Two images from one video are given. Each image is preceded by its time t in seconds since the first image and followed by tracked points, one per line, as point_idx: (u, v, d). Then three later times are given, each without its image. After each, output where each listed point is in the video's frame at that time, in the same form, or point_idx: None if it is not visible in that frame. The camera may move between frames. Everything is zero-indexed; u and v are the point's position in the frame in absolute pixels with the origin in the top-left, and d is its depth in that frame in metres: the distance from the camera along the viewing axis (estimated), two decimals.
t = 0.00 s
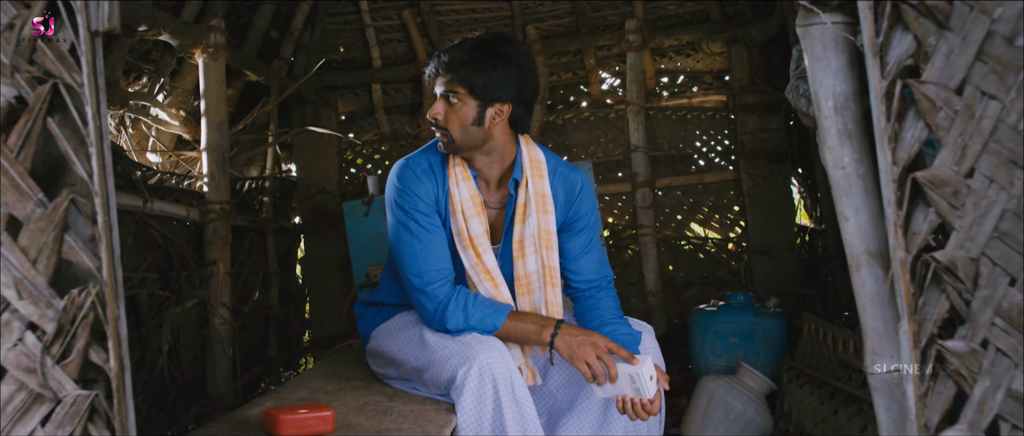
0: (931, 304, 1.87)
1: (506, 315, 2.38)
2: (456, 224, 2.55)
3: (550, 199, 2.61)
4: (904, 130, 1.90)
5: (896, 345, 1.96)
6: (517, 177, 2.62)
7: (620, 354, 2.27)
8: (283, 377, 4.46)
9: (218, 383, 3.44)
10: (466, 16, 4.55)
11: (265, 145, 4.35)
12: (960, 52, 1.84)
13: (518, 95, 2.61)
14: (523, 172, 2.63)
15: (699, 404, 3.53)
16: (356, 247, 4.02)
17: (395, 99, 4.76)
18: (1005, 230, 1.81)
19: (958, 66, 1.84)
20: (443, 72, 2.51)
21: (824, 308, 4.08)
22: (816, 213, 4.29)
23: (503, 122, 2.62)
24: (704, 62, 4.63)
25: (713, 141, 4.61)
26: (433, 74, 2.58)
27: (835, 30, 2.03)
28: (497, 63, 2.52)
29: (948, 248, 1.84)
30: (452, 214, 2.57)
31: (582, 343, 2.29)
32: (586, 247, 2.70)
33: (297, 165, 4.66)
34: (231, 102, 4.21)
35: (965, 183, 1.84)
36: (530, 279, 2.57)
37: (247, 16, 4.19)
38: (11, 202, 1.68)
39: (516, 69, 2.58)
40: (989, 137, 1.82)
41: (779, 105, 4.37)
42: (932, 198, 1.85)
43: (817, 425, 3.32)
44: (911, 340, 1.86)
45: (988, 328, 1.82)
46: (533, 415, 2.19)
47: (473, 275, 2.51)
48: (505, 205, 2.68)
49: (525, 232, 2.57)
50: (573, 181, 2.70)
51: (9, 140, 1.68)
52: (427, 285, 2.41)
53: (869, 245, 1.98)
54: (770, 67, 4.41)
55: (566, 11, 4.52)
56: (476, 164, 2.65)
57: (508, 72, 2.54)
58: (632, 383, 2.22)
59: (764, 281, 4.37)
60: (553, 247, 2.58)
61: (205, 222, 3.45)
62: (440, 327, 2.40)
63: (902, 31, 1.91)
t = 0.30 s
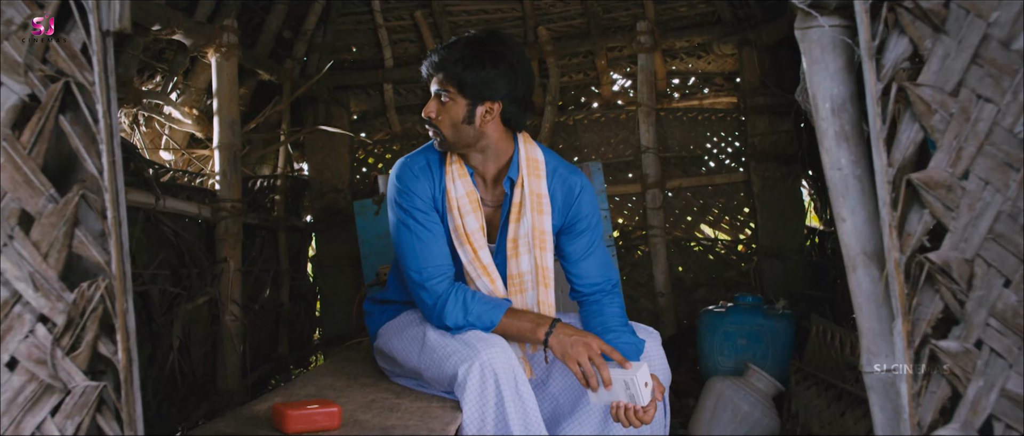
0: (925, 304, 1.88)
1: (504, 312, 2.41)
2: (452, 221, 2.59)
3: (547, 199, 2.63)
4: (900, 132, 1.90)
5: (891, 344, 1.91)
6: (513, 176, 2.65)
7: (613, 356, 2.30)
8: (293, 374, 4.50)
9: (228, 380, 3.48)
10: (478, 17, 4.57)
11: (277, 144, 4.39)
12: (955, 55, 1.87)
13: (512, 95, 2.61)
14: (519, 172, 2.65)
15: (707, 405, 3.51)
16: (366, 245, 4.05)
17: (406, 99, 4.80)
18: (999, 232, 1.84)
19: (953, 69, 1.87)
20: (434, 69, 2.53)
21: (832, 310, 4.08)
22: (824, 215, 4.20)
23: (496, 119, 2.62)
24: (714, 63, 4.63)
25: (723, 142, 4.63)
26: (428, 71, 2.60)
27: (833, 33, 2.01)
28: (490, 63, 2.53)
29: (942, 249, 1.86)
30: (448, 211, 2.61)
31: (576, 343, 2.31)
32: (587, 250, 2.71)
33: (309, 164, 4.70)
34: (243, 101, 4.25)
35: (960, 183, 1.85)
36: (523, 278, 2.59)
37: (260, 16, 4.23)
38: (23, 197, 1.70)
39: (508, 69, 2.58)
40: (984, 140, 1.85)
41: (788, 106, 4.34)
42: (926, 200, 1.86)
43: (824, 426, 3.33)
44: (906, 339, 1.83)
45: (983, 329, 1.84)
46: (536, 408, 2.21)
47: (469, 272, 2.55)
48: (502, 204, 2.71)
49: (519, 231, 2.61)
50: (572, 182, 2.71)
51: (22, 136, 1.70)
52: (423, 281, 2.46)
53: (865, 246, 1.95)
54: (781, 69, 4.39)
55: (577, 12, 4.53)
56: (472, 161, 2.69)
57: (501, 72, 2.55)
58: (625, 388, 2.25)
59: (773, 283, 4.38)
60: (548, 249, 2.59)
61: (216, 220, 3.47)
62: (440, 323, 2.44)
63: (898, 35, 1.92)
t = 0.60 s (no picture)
0: (909, 296, 1.87)
1: (503, 304, 2.42)
2: (452, 213, 2.61)
3: (547, 193, 2.64)
4: (885, 126, 1.88)
5: (876, 335, 1.94)
6: (513, 169, 2.67)
7: (611, 349, 2.31)
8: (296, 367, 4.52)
9: (231, 372, 3.50)
10: (481, 12, 4.59)
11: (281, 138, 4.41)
12: (942, 51, 1.84)
13: (511, 89, 2.62)
14: (519, 165, 2.67)
15: (706, 400, 3.56)
16: (369, 239, 4.08)
17: (410, 94, 4.81)
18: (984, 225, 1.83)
19: (939, 65, 1.85)
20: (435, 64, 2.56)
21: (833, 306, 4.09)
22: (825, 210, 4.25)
23: (495, 113, 2.64)
24: (717, 59, 4.62)
25: (726, 138, 4.63)
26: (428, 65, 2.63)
27: (820, 28, 1.98)
28: (489, 58, 2.55)
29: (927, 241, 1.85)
30: (448, 204, 2.63)
31: (573, 336, 2.32)
32: (587, 244, 2.73)
33: (313, 158, 4.72)
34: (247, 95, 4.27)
35: (946, 177, 1.84)
36: (524, 272, 2.62)
37: (263, 11, 4.24)
38: (25, 187, 1.71)
39: (507, 63, 2.60)
40: (970, 134, 1.83)
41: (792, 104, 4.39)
42: (911, 193, 1.86)
43: (823, 421, 3.35)
44: (890, 331, 1.85)
45: (967, 320, 1.83)
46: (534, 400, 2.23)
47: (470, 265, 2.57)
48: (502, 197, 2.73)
49: (520, 225, 2.63)
50: (573, 177, 2.72)
51: (23, 128, 1.71)
52: (423, 274, 2.49)
53: (852, 239, 1.96)
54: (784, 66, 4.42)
55: (581, 7, 4.52)
56: (472, 154, 2.70)
57: (499, 67, 2.56)
58: (620, 381, 2.25)
59: (775, 278, 4.40)
60: (548, 242, 2.61)
61: (219, 213, 3.51)
62: (440, 316, 2.46)
63: (885, 30, 1.88)
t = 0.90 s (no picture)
0: (898, 291, 1.88)
1: (506, 299, 2.44)
2: (457, 210, 2.62)
3: (551, 189, 2.66)
4: (876, 123, 1.90)
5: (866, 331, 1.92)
6: (517, 166, 2.69)
7: (613, 346, 2.32)
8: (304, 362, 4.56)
9: (238, 366, 3.53)
10: (490, 8, 4.60)
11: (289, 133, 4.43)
12: (931, 49, 1.87)
13: (516, 86, 2.64)
14: (523, 162, 2.68)
15: (712, 396, 3.53)
16: (376, 235, 4.10)
17: (418, 90, 4.83)
18: (973, 221, 1.85)
19: (929, 62, 1.87)
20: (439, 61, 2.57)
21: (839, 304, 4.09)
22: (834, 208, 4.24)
23: (501, 110, 2.65)
24: (725, 57, 4.62)
25: (733, 135, 4.63)
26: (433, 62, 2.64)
27: (812, 27, 1.98)
28: (493, 55, 2.56)
29: (916, 237, 1.86)
30: (453, 200, 2.64)
31: (576, 332, 2.34)
32: (591, 240, 2.74)
33: (322, 154, 4.75)
34: (256, 91, 4.29)
35: (934, 175, 1.86)
36: (528, 267, 2.63)
37: (272, 7, 4.26)
38: (30, 181, 1.73)
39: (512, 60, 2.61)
40: (959, 132, 1.85)
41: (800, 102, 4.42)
42: (900, 189, 1.86)
43: (826, 418, 3.36)
44: (880, 326, 1.84)
45: (956, 316, 1.85)
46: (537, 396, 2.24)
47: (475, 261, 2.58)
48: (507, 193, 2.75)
49: (524, 221, 2.64)
50: (577, 173, 2.74)
51: (29, 122, 1.74)
52: (428, 270, 2.50)
53: (843, 234, 1.95)
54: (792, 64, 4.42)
55: (590, 4, 4.50)
56: (476, 150, 2.73)
57: (503, 63, 2.58)
58: (621, 376, 2.24)
59: (782, 276, 4.39)
60: (552, 237, 2.63)
61: (228, 208, 3.53)
62: (444, 311, 2.48)
63: (874, 29, 1.90)
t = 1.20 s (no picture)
0: (905, 290, 1.78)
1: (517, 295, 2.45)
2: (469, 207, 2.63)
3: (562, 186, 2.66)
4: (883, 121, 1.81)
5: (872, 330, 1.87)
6: (529, 162, 2.69)
7: (624, 344, 2.29)
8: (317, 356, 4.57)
9: (251, 359, 3.55)
10: (505, 5, 4.60)
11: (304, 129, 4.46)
12: (941, 47, 1.74)
13: (526, 81, 2.64)
14: (535, 158, 2.68)
15: (723, 395, 3.55)
16: (389, 231, 4.11)
17: (433, 86, 4.84)
18: (982, 221, 1.72)
19: (938, 61, 1.75)
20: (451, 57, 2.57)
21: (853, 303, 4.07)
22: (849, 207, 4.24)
23: (513, 106, 2.66)
24: (741, 54, 4.60)
25: (748, 133, 4.63)
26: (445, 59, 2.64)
27: (820, 25, 1.90)
28: (505, 51, 2.56)
29: (923, 236, 1.76)
30: (465, 197, 2.65)
31: (587, 329, 2.33)
32: (602, 237, 2.74)
33: (337, 149, 4.78)
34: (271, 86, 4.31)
35: (942, 173, 1.74)
36: (540, 264, 2.63)
37: (288, 3, 4.27)
38: (42, 174, 1.62)
39: (523, 56, 2.61)
40: (970, 130, 1.73)
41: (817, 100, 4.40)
42: (907, 188, 1.76)
43: (839, 417, 3.30)
44: (885, 326, 1.78)
45: (963, 316, 1.74)
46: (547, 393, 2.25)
47: (487, 258, 2.59)
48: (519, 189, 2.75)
49: (536, 217, 2.64)
50: (588, 170, 2.74)
51: (42, 115, 1.61)
52: (440, 266, 2.51)
53: (849, 232, 1.88)
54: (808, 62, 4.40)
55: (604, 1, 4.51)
56: (489, 146, 2.74)
57: (515, 60, 2.57)
58: (632, 374, 2.24)
59: (796, 274, 4.38)
60: (564, 234, 2.63)
61: (242, 202, 3.56)
62: (456, 307, 2.49)
63: (882, 26, 1.80)
